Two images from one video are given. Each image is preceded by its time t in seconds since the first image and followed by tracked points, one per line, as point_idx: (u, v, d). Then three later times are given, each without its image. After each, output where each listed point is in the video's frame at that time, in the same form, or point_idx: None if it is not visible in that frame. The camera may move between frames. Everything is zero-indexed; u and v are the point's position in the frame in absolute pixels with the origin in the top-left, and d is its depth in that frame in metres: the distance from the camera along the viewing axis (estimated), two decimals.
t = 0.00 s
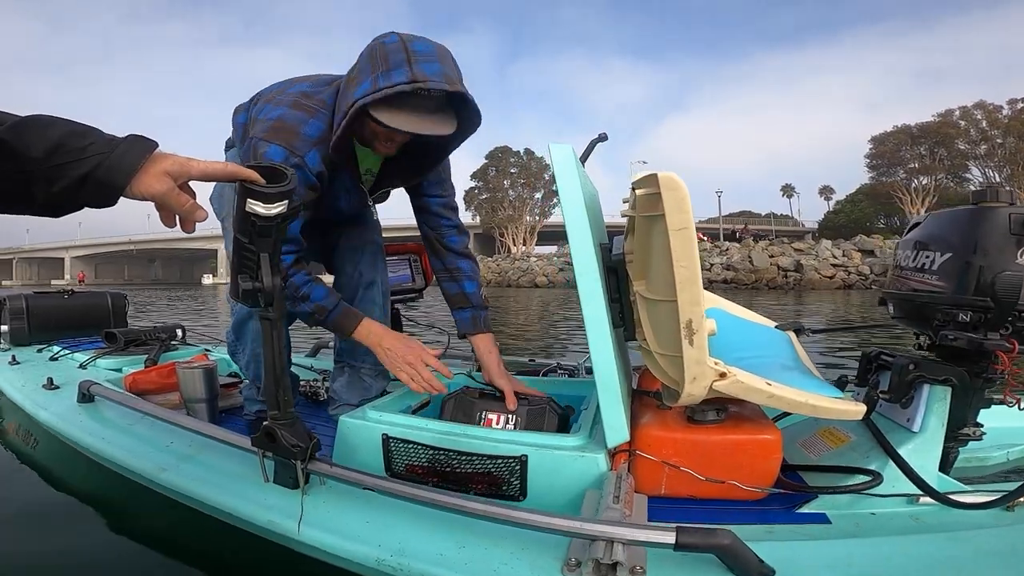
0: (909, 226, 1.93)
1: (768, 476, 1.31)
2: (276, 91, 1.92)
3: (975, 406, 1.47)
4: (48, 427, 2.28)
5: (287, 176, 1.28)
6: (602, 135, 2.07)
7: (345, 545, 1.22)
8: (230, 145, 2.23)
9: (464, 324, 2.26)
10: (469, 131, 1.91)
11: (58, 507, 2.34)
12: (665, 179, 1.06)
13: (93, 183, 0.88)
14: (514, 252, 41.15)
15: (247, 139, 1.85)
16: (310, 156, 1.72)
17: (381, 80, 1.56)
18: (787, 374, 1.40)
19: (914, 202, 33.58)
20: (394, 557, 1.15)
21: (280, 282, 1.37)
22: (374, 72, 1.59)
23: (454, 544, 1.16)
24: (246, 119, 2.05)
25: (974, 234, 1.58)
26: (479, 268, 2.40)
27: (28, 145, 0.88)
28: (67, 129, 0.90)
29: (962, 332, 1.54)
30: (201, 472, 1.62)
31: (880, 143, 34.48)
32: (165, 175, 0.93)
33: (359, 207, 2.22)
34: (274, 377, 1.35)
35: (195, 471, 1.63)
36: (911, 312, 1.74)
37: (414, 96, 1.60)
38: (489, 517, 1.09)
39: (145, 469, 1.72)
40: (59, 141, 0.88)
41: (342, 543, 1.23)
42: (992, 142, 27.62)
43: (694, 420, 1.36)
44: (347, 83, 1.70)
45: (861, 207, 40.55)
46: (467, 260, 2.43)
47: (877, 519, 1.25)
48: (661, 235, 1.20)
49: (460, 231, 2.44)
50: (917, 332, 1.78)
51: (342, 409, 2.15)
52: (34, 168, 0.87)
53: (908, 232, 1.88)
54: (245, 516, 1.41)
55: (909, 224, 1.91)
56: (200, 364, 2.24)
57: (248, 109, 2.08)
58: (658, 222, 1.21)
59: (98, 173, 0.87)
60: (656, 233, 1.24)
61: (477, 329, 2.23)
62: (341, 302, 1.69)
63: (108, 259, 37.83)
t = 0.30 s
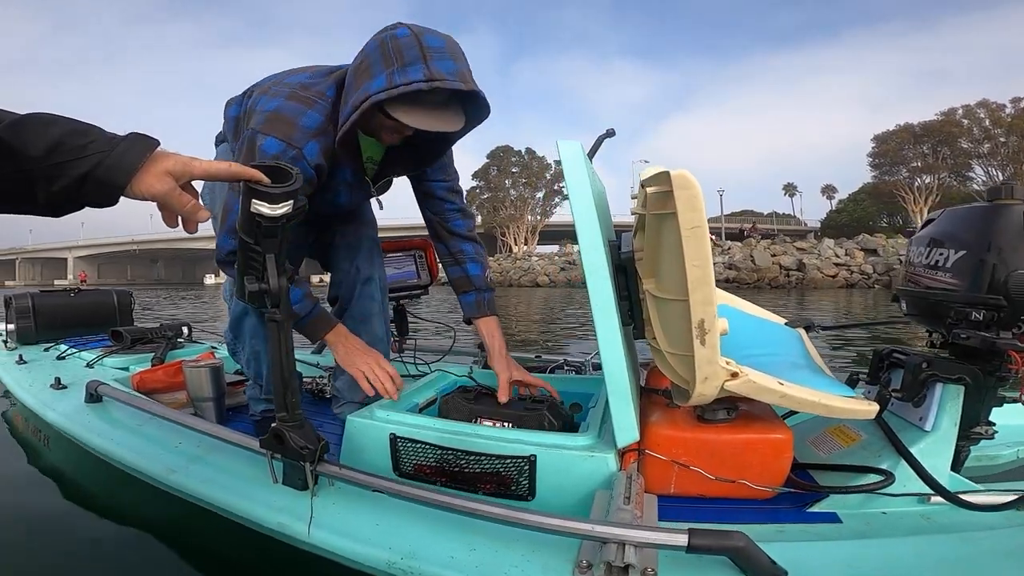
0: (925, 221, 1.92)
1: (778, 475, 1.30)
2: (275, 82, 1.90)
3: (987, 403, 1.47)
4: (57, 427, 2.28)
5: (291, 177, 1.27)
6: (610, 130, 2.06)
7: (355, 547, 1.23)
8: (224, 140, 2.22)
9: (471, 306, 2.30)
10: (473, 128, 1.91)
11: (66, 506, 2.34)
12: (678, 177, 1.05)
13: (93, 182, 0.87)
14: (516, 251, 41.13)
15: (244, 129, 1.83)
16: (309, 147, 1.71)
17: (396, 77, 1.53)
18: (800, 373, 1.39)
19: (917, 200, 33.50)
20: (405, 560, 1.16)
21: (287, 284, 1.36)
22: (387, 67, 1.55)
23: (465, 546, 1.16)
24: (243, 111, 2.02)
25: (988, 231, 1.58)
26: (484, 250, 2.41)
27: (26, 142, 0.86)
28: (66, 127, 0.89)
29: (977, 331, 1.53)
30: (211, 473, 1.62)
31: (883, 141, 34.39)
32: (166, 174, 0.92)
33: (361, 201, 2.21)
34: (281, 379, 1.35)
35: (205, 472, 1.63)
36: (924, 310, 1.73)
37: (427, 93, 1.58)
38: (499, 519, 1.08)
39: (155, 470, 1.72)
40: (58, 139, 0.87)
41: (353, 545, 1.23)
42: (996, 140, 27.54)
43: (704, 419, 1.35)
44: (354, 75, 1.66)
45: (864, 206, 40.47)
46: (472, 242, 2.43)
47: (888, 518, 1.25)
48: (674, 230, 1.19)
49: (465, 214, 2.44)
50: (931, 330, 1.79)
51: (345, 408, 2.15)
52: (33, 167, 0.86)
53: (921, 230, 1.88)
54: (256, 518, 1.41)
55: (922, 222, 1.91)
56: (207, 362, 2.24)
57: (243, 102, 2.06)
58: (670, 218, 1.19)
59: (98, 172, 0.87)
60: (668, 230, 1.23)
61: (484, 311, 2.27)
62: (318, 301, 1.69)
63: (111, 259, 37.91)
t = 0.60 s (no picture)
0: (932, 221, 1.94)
1: (786, 476, 1.30)
2: (273, 78, 1.88)
3: (996, 402, 1.46)
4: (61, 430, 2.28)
5: (291, 180, 1.26)
6: (614, 127, 2.06)
7: (360, 553, 1.24)
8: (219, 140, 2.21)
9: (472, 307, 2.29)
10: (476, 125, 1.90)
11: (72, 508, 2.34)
12: (684, 177, 1.04)
13: (87, 186, 0.86)
14: (518, 251, 41.19)
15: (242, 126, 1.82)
16: (310, 144, 1.70)
17: (404, 70, 1.51)
18: (808, 374, 1.38)
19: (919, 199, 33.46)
20: (410, 565, 1.17)
21: (288, 289, 1.35)
22: (394, 60, 1.53)
23: (471, 551, 1.17)
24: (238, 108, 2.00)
25: (1000, 229, 1.61)
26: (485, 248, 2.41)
27: (18, 147, 0.85)
28: (59, 131, 0.87)
29: (988, 330, 1.53)
30: (218, 477, 1.61)
31: (885, 141, 34.37)
32: (162, 180, 0.92)
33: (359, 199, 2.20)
34: (284, 382, 1.34)
35: (211, 476, 1.62)
36: (934, 308, 1.75)
37: (434, 86, 1.57)
38: (505, 525, 1.07)
39: (161, 475, 1.71)
40: (51, 143, 0.86)
41: (358, 551, 1.24)
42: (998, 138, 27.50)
43: (711, 420, 1.34)
44: (358, 69, 1.64)
45: (865, 205, 40.43)
46: (473, 241, 2.43)
47: (897, 520, 1.24)
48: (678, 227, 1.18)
49: (467, 213, 2.43)
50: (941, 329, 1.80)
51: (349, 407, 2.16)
52: (25, 172, 0.85)
53: (931, 227, 1.90)
54: (262, 523, 1.40)
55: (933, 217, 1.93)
56: (211, 364, 2.22)
57: (238, 99, 2.04)
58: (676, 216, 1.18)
59: (93, 177, 0.85)
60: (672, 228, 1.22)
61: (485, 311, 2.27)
62: (316, 305, 1.68)
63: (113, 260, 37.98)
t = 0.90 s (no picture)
0: (940, 221, 1.95)
1: (790, 480, 1.30)
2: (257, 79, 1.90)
3: (1001, 406, 1.46)
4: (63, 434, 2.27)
5: (290, 185, 1.25)
6: (616, 129, 2.05)
7: (363, 559, 1.23)
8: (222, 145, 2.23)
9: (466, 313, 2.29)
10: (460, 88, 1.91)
11: (74, 513, 2.34)
12: (690, 181, 1.03)
13: (83, 191, 0.86)
14: (519, 252, 41.18)
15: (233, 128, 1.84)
16: (295, 136, 1.70)
17: (376, 35, 1.52)
18: (813, 378, 1.38)
19: (920, 200, 33.44)
20: (412, 571, 1.17)
21: (289, 295, 1.35)
22: (365, 29, 1.54)
23: (473, 558, 1.16)
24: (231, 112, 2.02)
25: (1008, 233, 1.61)
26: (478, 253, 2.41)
27: (14, 153, 0.85)
28: (55, 136, 0.87)
29: (994, 335, 1.54)
30: (220, 482, 1.61)
31: (885, 142, 34.36)
32: (157, 185, 0.90)
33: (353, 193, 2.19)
34: (285, 390, 1.34)
35: (214, 481, 1.62)
36: (939, 311, 1.75)
37: (412, 45, 1.62)
38: (508, 531, 1.07)
39: (164, 480, 1.71)
40: (46, 149, 0.86)
41: (361, 556, 1.23)
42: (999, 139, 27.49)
43: (714, 424, 1.35)
44: (332, 52, 1.65)
45: (866, 206, 40.40)
46: (467, 245, 2.43)
47: (902, 524, 1.23)
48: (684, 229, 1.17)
49: (461, 217, 2.42)
50: (945, 331, 1.80)
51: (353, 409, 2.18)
52: (21, 178, 0.85)
53: (937, 229, 1.90)
54: (265, 529, 1.39)
55: (938, 219, 1.93)
56: (212, 367, 2.22)
57: (233, 104, 2.06)
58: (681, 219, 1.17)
59: (88, 182, 0.85)
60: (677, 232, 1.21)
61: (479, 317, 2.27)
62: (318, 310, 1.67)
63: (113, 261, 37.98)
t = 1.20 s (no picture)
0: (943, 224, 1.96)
1: (791, 484, 1.29)
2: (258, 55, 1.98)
3: (1005, 410, 1.46)
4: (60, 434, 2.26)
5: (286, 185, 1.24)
6: (617, 128, 2.05)
7: (359, 562, 1.22)
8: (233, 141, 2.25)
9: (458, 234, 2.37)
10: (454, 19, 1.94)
11: (72, 513, 2.33)
12: (692, 183, 1.02)
13: (74, 192, 0.85)
14: (519, 251, 41.19)
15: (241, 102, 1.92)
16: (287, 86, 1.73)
17: None
18: (815, 381, 1.36)
19: (921, 200, 33.42)
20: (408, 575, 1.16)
21: (285, 296, 1.34)
22: None
23: (470, 561, 1.16)
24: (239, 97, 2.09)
25: (1014, 235, 1.60)
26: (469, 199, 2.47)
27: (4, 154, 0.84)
28: (46, 136, 0.87)
29: (999, 339, 1.53)
30: (217, 483, 1.60)
31: (886, 142, 34.35)
32: (150, 186, 0.89)
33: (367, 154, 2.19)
34: (282, 393, 1.33)
35: (210, 482, 1.61)
36: (943, 314, 1.74)
37: None
38: (504, 535, 1.06)
39: (160, 481, 1.71)
40: (37, 149, 0.85)
41: (357, 559, 1.22)
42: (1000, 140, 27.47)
43: (715, 427, 1.34)
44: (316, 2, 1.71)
45: (867, 206, 40.37)
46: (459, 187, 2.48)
47: (905, 528, 1.23)
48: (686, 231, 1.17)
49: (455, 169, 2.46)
50: (948, 334, 1.79)
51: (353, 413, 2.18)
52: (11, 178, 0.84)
53: (942, 231, 1.90)
54: (260, 531, 1.39)
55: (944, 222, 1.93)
56: (210, 367, 2.21)
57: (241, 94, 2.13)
58: (682, 220, 1.17)
59: (78, 182, 0.84)
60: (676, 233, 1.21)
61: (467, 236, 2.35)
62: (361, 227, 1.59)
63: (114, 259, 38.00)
